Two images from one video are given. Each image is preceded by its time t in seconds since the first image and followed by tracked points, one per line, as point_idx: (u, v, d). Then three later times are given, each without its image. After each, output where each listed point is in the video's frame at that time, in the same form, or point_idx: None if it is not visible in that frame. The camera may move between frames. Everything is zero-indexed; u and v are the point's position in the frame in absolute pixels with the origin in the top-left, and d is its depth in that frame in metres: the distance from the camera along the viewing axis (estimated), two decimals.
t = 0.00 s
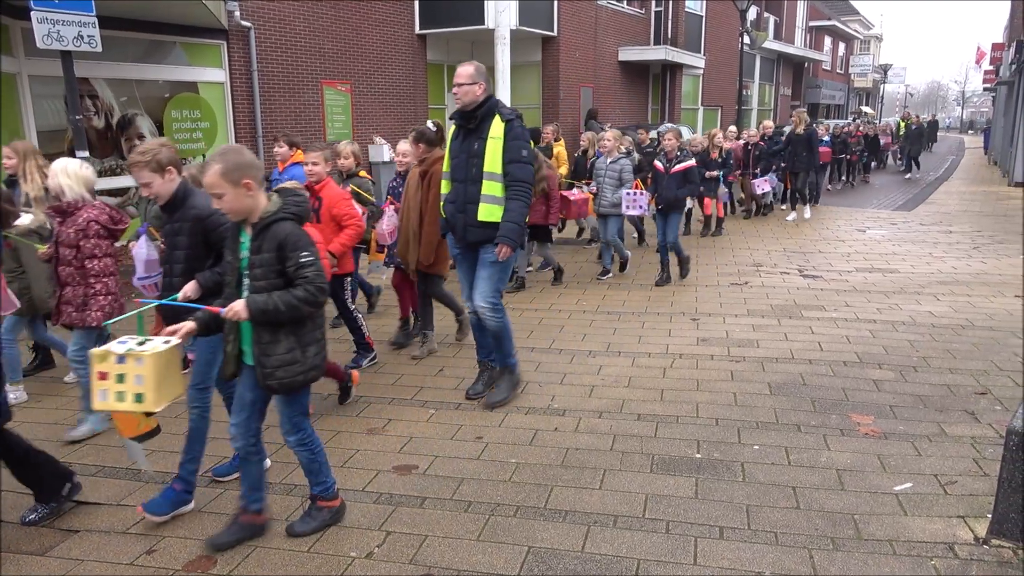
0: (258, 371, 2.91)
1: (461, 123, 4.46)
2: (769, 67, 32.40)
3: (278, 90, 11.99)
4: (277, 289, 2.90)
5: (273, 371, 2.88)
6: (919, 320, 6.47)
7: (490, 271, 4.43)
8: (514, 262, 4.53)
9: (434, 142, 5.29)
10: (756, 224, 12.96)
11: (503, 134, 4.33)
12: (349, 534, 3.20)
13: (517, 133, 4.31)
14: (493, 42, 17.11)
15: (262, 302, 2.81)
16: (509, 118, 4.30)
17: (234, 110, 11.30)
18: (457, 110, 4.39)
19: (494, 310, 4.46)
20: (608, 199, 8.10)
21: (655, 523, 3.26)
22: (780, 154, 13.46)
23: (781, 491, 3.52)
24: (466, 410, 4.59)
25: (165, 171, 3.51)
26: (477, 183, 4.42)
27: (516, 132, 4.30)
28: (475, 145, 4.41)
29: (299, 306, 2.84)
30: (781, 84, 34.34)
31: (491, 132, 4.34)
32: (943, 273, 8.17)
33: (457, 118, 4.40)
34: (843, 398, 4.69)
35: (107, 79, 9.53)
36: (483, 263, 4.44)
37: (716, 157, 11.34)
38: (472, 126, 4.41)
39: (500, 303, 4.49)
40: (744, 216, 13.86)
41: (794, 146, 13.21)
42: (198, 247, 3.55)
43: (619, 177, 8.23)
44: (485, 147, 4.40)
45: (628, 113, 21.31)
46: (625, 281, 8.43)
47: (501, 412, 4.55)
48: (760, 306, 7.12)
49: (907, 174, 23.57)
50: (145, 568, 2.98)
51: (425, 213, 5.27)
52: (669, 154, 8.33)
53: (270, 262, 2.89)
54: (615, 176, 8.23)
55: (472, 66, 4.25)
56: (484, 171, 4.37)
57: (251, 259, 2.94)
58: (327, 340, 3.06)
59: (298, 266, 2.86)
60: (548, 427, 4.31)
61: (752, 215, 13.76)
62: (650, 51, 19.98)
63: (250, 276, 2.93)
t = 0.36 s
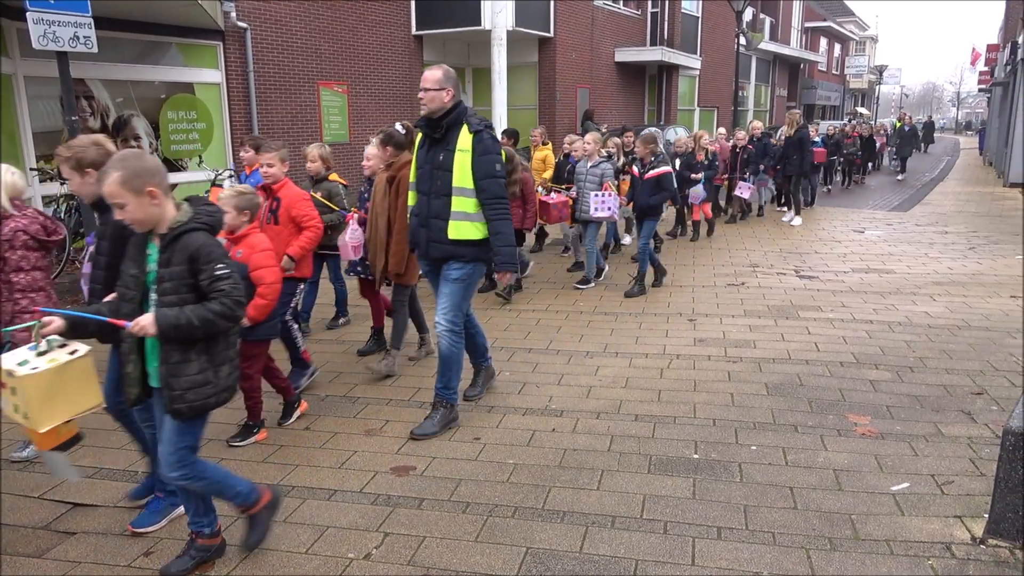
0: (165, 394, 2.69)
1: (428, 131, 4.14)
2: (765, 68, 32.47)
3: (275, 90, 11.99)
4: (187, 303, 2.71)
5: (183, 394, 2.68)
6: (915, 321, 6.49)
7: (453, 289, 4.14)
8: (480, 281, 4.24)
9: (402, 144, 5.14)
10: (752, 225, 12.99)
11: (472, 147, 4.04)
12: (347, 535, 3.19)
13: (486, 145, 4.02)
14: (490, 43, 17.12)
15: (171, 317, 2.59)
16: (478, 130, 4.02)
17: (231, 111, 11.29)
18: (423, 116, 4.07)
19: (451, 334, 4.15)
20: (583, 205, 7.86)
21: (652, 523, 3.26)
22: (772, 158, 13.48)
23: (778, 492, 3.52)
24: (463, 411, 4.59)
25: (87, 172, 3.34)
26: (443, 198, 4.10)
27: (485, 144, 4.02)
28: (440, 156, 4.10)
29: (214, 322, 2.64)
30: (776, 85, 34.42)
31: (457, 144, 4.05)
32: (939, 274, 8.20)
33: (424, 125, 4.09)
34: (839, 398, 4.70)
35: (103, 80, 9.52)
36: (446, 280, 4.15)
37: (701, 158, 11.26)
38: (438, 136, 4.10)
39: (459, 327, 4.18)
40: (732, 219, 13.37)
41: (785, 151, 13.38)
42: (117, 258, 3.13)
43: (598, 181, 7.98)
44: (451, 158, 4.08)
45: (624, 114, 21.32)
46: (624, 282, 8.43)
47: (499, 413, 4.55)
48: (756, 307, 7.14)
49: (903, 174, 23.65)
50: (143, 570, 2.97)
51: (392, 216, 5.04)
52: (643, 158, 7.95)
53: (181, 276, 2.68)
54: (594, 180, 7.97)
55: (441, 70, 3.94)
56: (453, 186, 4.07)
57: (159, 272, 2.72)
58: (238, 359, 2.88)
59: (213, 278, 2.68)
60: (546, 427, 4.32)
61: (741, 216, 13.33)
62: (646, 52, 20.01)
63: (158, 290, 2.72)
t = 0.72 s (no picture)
0: (74, 430, 2.53)
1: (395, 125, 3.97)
2: (760, 69, 32.54)
3: (270, 91, 11.97)
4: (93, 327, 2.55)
5: (96, 429, 2.53)
6: (910, 322, 6.51)
7: (429, 299, 3.97)
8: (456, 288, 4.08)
9: (364, 143, 4.96)
10: (748, 226, 13.01)
11: (439, 146, 3.86)
12: (343, 536, 3.19)
13: (455, 144, 3.86)
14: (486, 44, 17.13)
15: (73, 343, 2.43)
16: (447, 127, 3.86)
17: (227, 112, 11.27)
18: (392, 109, 3.90)
19: (438, 344, 4.05)
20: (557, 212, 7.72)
21: (649, 524, 3.26)
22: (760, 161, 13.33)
23: (775, 493, 3.53)
24: (459, 412, 4.59)
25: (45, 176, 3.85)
26: (404, 196, 3.92)
27: (454, 142, 3.86)
28: (407, 152, 3.92)
29: (121, 348, 2.49)
30: (772, 87, 34.51)
31: (426, 140, 3.87)
32: (933, 275, 8.23)
33: (391, 118, 3.91)
34: (835, 399, 4.71)
35: (98, 80, 9.50)
36: (419, 292, 3.98)
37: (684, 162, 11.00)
38: (406, 131, 3.92)
39: (444, 336, 4.06)
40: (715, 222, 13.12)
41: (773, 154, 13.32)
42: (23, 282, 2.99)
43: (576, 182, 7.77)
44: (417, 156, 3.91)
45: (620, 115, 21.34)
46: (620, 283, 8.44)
47: (495, 414, 4.55)
48: (752, 308, 7.15)
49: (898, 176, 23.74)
50: (138, 572, 2.96)
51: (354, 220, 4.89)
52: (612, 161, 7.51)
53: (85, 300, 2.53)
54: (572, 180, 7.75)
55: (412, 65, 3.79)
56: (416, 185, 3.88)
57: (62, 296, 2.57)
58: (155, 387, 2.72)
59: (121, 301, 2.53)
60: (542, 428, 4.32)
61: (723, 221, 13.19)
62: (642, 53, 20.02)
63: (61, 316, 2.57)
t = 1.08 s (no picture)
0: None
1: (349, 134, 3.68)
2: (757, 72, 32.59)
3: (267, 91, 11.94)
4: None
5: None
6: (907, 325, 6.51)
7: (406, 315, 3.85)
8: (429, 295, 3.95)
9: (319, 147, 4.71)
10: (744, 228, 13.04)
11: (397, 153, 3.57)
12: (340, 537, 3.18)
13: (413, 150, 3.59)
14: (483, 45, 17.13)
15: None
16: (406, 134, 3.59)
17: (224, 111, 11.24)
18: (344, 119, 3.62)
19: (421, 353, 3.97)
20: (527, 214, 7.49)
21: (646, 526, 3.25)
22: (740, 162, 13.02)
23: (771, 494, 3.53)
24: (456, 413, 4.58)
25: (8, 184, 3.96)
26: (365, 210, 3.65)
27: (412, 150, 3.59)
28: (365, 162, 3.64)
29: (8, 369, 2.20)
30: (768, 89, 34.57)
31: (382, 148, 3.58)
32: (930, 278, 8.25)
33: (345, 128, 3.63)
34: (831, 401, 4.71)
35: (94, 78, 9.47)
36: (396, 307, 3.81)
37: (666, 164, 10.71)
38: (360, 141, 3.64)
39: (426, 343, 3.99)
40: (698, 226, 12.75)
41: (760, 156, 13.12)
42: None
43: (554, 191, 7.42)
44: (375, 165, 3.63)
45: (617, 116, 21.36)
46: (616, 283, 8.45)
47: (492, 415, 4.54)
48: (748, 310, 7.16)
49: (893, 179, 23.82)
50: (134, 572, 2.94)
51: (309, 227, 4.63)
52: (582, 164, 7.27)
53: None
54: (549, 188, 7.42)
55: (362, 69, 3.51)
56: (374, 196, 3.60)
57: None
58: (52, 414, 2.45)
59: (11, 318, 2.23)
60: (539, 429, 4.31)
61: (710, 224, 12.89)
62: (639, 55, 20.04)
63: None
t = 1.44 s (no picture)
0: None
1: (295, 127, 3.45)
2: (755, 74, 32.62)
3: (266, 90, 11.93)
4: None
5: None
6: (905, 328, 6.52)
7: (334, 322, 3.42)
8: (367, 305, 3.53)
9: (274, 148, 4.45)
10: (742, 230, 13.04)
11: (347, 146, 3.35)
12: (338, 537, 3.17)
13: (364, 141, 3.36)
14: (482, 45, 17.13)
15: None
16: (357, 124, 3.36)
17: (222, 110, 11.23)
18: (289, 111, 3.39)
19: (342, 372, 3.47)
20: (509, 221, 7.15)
21: (644, 527, 3.25)
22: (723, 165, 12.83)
23: (769, 497, 3.53)
24: (454, 413, 4.57)
25: None
26: (311, 208, 3.41)
27: (364, 142, 3.35)
28: (311, 156, 3.40)
29: None
30: (767, 91, 34.57)
31: (331, 141, 3.36)
32: (927, 281, 8.26)
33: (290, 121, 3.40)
34: (830, 404, 4.72)
35: (93, 76, 9.45)
36: (324, 312, 3.44)
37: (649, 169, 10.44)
38: (307, 133, 3.41)
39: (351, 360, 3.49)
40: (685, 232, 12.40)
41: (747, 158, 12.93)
42: None
43: (532, 198, 7.12)
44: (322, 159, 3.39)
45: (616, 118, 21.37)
46: (614, 285, 8.45)
47: (490, 416, 4.54)
48: (747, 312, 7.16)
49: (889, 181, 23.90)
50: (130, 571, 2.93)
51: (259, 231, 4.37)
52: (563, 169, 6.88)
53: None
54: (526, 196, 7.12)
55: (307, 58, 3.31)
56: (322, 192, 3.37)
57: None
58: None
59: None
60: (537, 430, 4.31)
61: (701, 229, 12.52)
62: (638, 56, 20.06)
63: None
